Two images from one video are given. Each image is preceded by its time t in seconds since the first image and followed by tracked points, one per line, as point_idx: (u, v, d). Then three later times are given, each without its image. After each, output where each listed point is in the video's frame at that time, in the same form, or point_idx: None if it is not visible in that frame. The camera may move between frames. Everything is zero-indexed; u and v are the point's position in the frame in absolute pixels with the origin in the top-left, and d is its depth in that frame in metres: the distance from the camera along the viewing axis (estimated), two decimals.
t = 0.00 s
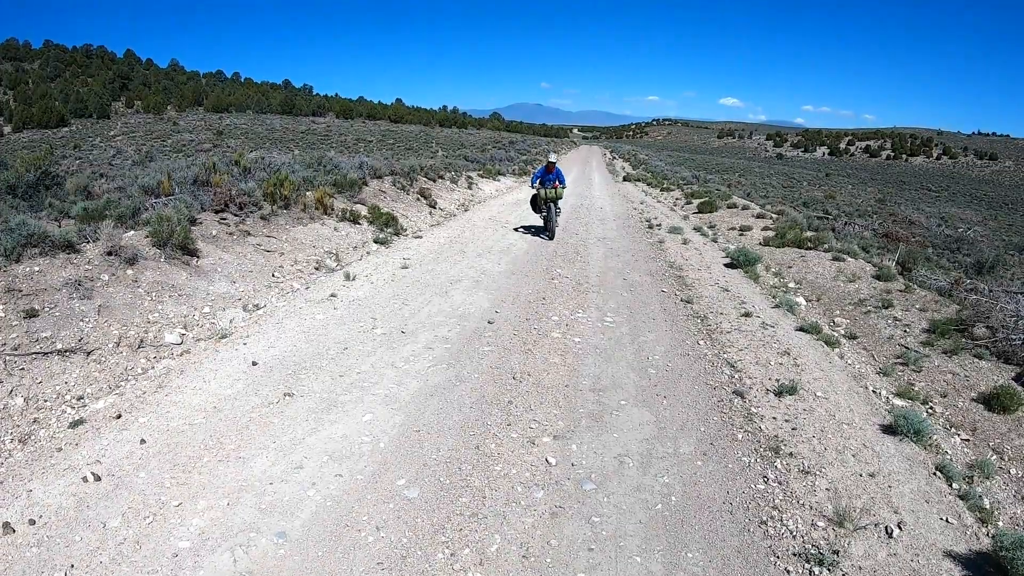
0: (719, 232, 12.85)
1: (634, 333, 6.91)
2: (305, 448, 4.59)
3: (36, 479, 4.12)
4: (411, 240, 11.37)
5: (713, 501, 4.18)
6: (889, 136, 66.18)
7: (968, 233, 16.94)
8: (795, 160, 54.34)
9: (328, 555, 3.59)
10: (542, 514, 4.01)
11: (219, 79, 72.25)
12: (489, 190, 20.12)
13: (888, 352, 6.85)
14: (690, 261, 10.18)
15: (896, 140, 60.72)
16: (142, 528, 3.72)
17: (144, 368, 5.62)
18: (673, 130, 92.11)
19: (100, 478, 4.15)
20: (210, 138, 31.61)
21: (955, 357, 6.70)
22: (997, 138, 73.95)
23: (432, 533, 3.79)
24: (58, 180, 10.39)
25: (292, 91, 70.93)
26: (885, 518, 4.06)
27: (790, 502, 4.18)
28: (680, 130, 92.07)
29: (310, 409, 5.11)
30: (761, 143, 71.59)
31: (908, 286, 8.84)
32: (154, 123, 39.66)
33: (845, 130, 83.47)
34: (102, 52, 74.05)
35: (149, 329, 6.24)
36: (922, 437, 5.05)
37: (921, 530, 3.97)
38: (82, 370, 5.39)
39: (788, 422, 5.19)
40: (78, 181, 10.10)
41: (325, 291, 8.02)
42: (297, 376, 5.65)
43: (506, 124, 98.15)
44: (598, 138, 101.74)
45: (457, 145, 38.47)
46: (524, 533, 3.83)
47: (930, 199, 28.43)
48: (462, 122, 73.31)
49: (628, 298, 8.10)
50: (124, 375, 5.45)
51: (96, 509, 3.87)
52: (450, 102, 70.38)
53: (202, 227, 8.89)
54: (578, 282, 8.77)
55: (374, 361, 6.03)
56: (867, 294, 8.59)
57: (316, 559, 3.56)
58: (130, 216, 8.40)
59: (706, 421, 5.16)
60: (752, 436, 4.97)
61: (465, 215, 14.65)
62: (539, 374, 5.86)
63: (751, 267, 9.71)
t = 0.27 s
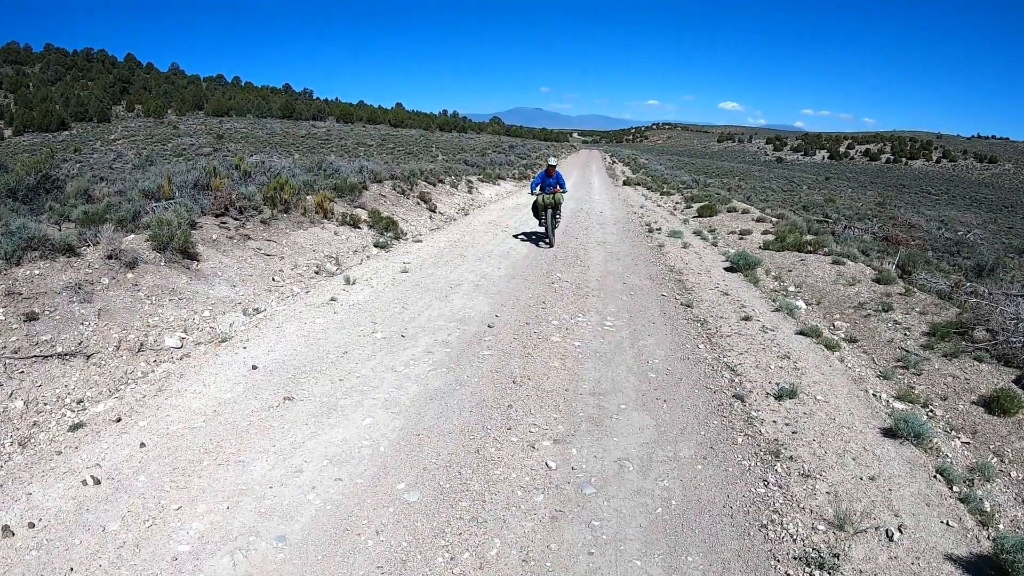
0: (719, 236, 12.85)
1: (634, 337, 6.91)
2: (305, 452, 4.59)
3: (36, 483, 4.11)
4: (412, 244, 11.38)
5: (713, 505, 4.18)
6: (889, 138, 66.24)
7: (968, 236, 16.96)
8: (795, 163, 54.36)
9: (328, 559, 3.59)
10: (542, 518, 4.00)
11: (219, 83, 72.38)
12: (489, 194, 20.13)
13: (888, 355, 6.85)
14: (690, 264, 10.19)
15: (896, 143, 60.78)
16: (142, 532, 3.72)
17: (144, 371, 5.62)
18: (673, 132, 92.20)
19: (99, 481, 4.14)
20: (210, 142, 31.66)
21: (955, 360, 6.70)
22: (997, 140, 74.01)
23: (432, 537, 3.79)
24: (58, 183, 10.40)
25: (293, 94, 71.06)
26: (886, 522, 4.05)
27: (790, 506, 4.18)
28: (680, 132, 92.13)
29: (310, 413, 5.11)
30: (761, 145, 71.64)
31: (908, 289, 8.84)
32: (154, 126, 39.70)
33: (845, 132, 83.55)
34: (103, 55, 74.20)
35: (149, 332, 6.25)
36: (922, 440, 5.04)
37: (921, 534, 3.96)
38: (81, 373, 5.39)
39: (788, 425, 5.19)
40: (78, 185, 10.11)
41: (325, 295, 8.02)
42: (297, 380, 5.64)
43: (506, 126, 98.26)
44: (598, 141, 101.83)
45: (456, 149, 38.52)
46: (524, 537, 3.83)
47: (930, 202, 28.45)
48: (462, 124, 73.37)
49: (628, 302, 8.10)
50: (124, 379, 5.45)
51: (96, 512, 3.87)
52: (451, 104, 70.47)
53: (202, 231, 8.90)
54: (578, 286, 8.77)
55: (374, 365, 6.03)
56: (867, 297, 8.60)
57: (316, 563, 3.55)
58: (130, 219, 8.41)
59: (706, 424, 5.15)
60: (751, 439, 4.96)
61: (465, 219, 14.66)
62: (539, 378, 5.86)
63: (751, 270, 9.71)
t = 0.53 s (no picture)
0: (720, 238, 12.85)
1: (635, 338, 6.91)
2: (305, 452, 4.59)
3: (36, 482, 4.12)
4: (412, 244, 11.39)
5: (713, 506, 4.17)
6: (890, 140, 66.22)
7: (969, 238, 16.95)
8: (795, 164, 54.36)
9: (328, 559, 3.59)
10: (542, 519, 4.00)
11: (221, 82, 72.45)
12: (489, 195, 20.13)
13: (888, 357, 6.85)
14: (691, 266, 10.19)
15: (897, 145, 60.75)
16: (142, 531, 3.72)
17: (144, 370, 5.62)
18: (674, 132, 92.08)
19: (99, 481, 4.14)
20: (211, 142, 31.68)
21: (956, 362, 6.69)
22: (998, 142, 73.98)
23: (432, 537, 3.79)
24: (59, 182, 10.40)
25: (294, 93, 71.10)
26: (886, 524, 4.05)
27: (790, 508, 4.17)
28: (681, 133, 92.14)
29: (310, 413, 5.11)
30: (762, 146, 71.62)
31: (908, 291, 8.84)
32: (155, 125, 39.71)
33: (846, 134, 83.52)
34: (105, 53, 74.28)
35: (150, 332, 6.25)
36: (923, 442, 5.04)
37: (921, 536, 3.96)
38: (82, 373, 5.38)
39: (788, 427, 5.19)
40: (79, 184, 10.11)
41: (325, 295, 8.02)
42: (297, 380, 5.64)
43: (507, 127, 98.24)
44: (598, 142, 101.81)
45: (457, 149, 38.55)
46: (524, 538, 3.83)
47: (930, 204, 28.44)
48: (463, 124, 73.37)
49: (628, 304, 8.10)
50: (124, 378, 5.46)
51: (96, 511, 3.86)
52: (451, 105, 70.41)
53: (203, 230, 8.90)
54: (578, 287, 8.77)
55: (374, 365, 6.03)
56: (868, 299, 8.60)
57: (316, 563, 3.55)
58: (131, 219, 8.41)
59: (706, 426, 5.15)
60: (752, 441, 4.96)
61: (466, 220, 14.67)
62: (539, 378, 5.86)
63: (752, 272, 9.71)
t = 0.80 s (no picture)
0: (720, 239, 12.85)
1: (634, 338, 6.91)
2: (302, 451, 4.58)
3: (33, 479, 4.11)
4: (412, 242, 11.38)
5: (711, 508, 4.17)
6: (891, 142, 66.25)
7: (969, 241, 16.95)
8: (795, 166, 54.40)
9: (325, 558, 3.58)
10: (540, 520, 4.00)
11: (222, 79, 72.46)
12: (490, 194, 20.13)
13: (888, 360, 6.85)
14: (691, 266, 10.18)
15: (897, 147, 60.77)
16: (139, 529, 3.71)
17: (143, 367, 5.61)
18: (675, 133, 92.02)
19: (96, 478, 4.13)
20: (214, 138, 31.73)
21: (954, 365, 6.69)
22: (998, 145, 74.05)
23: (429, 537, 3.78)
24: (59, 178, 10.38)
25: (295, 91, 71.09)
26: (884, 527, 4.04)
27: (788, 511, 4.17)
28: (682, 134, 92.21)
29: (308, 412, 5.10)
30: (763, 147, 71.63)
31: (908, 294, 8.84)
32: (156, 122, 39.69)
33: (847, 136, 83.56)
34: (107, 49, 74.27)
35: (148, 329, 6.24)
36: (921, 445, 5.04)
37: (919, 540, 3.95)
38: (80, 369, 5.37)
39: (787, 430, 5.18)
40: (79, 179, 10.10)
41: (324, 293, 8.02)
42: (295, 378, 5.63)
43: (508, 127, 98.38)
44: (599, 142, 101.99)
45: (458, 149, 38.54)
46: (522, 539, 3.82)
47: (930, 207, 28.46)
48: (463, 124, 73.36)
49: (628, 304, 8.10)
50: (122, 375, 5.45)
51: (92, 509, 3.86)
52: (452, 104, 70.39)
53: (203, 227, 8.89)
54: (578, 287, 8.77)
55: (372, 364, 6.02)
56: (867, 302, 8.59)
57: (312, 563, 3.54)
58: (130, 214, 8.40)
59: (705, 428, 5.14)
60: (750, 443, 4.95)
61: (466, 218, 14.67)
62: (538, 379, 5.85)
63: (752, 273, 9.71)
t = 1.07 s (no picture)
0: (722, 236, 12.81)
1: (636, 337, 6.88)
2: (303, 449, 4.56)
3: (32, 475, 4.09)
4: (414, 238, 11.36)
5: (714, 509, 4.14)
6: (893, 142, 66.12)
7: (972, 241, 16.91)
8: (797, 165, 54.35)
9: (325, 558, 3.56)
10: (542, 520, 3.97)
11: (224, 74, 72.46)
12: (492, 190, 20.10)
13: (891, 360, 6.82)
14: (693, 264, 10.16)
15: (900, 147, 60.68)
16: (138, 527, 3.69)
17: (143, 363, 5.60)
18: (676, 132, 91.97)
19: (96, 475, 4.11)
20: (216, 133, 31.73)
21: (957, 366, 6.66)
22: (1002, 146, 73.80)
23: (430, 537, 3.76)
24: (60, 172, 10.37)
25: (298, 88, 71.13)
26: (887, 529, 4.02)
27: (791, 512, 4.14)
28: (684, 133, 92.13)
29: (309, 409, 5.08)
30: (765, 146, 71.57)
31: (911, 294, 8.81)
32: (158, 117, 39.70)
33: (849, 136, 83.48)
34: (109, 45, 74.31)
35: (149, 324, 6.22)
36: (925, 446, 5.01)
37: (922, 542, 3.93)
38: (80, 365, 5.36)
39: (790, 430, 5.15)
40: (81, 174, 10.09)
41: (326, 289, 7.99)
42: (297, 375, 5.61)
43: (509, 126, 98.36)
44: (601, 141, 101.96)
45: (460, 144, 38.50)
46: (523, 539, 3.80)
47: (932, 206, 28.42)
48: (465, 122, 73.37)
49: (630, 302, 8.08)
50: (123, 371, 5.43)
51: (92, 506, 3.84)
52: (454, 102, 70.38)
53: (204, 222, 8.88)
54: (580, 284, 8.74)
55: (374, 361, 6.01)
56: (870, 301, 8.57)
57: (313, 562, 3.52)
58: (132, 209, 8.38)
59: (707, 427, 5.12)
60: (753, 443, 4.93)
61: (468, 214, 14.64)
62: (541, 377, 5.83)
63: (755, 271, 9.68)
